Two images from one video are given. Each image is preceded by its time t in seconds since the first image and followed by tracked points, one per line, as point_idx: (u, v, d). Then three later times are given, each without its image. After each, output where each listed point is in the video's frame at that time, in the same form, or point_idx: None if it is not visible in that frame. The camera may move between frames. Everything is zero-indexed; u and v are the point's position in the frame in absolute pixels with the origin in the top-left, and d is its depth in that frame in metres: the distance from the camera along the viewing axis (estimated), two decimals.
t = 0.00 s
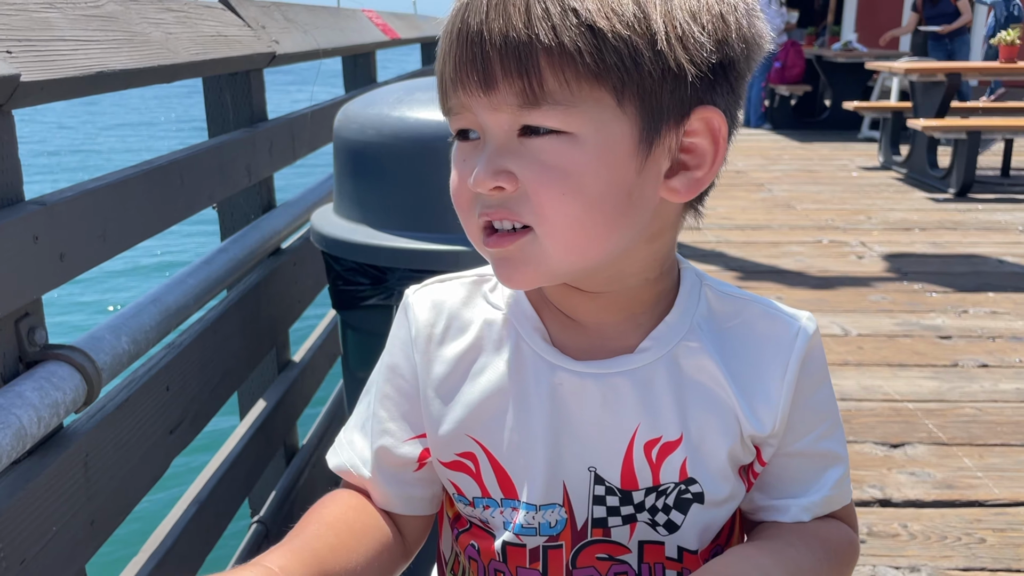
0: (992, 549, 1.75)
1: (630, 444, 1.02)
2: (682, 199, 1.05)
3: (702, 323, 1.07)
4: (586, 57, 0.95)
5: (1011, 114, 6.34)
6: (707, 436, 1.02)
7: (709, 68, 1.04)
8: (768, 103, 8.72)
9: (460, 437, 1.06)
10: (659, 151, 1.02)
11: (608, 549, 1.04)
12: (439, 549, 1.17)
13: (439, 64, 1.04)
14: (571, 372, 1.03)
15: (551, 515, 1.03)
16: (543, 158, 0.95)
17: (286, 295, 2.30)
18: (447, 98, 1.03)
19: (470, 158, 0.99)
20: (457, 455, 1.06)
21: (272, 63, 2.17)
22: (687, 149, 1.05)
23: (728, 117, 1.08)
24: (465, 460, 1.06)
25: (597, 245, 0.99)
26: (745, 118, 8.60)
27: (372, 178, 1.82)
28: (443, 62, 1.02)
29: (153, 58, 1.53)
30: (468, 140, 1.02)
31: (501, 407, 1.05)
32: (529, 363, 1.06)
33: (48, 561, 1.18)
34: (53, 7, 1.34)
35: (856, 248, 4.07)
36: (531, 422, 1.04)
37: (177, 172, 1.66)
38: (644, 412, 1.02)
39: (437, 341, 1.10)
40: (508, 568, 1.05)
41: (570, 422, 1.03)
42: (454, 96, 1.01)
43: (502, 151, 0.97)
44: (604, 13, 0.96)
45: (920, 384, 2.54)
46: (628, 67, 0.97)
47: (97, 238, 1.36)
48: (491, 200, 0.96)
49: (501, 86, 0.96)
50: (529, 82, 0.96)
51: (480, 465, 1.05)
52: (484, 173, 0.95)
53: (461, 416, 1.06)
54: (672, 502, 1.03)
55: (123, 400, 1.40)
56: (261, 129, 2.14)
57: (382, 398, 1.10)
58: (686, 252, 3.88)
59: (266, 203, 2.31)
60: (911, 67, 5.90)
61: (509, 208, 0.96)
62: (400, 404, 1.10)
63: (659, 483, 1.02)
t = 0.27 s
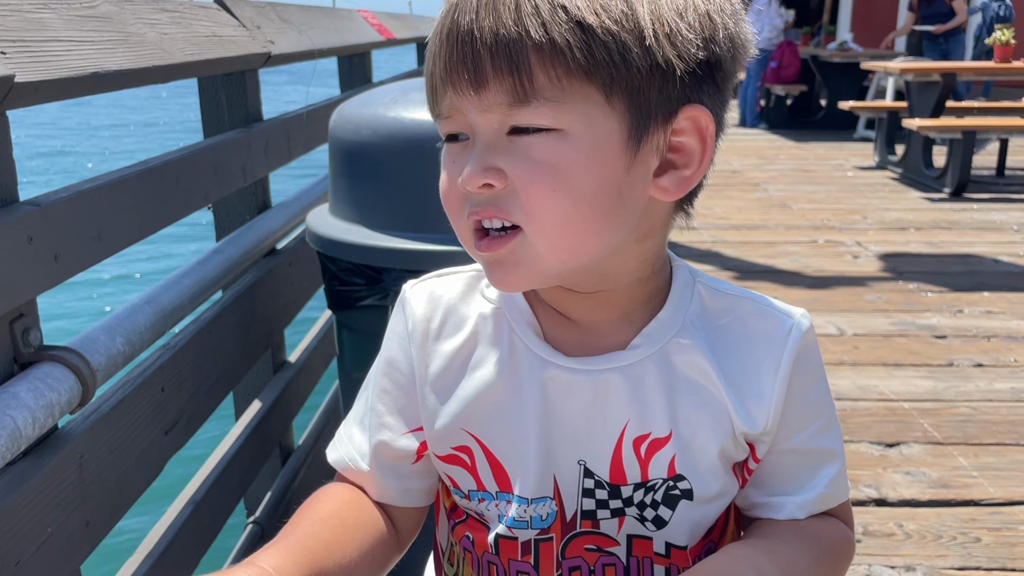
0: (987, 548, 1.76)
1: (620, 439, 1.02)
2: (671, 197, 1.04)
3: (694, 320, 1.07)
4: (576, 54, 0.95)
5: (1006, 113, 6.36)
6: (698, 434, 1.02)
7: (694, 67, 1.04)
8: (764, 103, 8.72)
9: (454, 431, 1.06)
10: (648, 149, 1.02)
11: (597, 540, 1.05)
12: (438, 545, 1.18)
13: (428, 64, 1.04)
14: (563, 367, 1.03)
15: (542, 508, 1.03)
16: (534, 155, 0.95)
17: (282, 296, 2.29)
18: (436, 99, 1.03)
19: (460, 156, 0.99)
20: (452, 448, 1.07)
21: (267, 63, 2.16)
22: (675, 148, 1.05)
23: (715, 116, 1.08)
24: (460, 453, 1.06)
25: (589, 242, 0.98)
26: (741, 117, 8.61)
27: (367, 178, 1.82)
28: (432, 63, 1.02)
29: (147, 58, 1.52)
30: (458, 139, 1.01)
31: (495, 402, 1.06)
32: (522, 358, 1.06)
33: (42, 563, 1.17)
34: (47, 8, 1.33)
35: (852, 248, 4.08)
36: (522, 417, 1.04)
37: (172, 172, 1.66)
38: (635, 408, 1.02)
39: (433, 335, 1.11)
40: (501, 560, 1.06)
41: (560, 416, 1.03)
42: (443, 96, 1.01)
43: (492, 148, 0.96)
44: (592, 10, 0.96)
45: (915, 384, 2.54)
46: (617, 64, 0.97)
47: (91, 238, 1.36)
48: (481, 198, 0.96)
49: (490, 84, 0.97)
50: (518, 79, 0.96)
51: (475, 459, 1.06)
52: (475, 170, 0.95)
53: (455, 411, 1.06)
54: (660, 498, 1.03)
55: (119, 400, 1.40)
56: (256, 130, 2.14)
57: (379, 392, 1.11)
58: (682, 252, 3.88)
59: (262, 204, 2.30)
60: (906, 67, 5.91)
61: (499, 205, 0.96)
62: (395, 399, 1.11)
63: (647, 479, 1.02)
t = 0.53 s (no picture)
0: (984, 548, 1.76)
1: (620, 439, 1.02)
2: (655, 217, 1.04)
3: (695, 320, 1.06)
4: (541, 91, 0.95)
5: (1002, 113, 6.37)
6: (698, 432, 1.02)
7: (672, 84, 1.01)
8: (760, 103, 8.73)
9: (456, 429, 1.06)
10: (626, 173, 1.01)
11: (598, 537, 1.05)
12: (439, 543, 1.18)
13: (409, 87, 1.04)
14: (562, 367, 1.03)
15: (543, 506, 1.04)
16: (508, 191, 0.96)
17: (277, 296, 2.29)
18: (415, 129, 1.04)
19: (440, 187, 1.00)
20: (452, 447, 1.07)
21: (262, 63, 2.16)
22: (658, 166, 1.04)
23: (700, 128, 1.06)
24: (460, 452, 1.07)
25: (568, 270, 0.99)
26: (737, 117, 8.61)
27: (363, 179, 1.82)
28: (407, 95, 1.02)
29: (141, 58, 1.52)
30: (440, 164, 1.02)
31: (497, 401, 1.06)
32: (522, 359, 1.06)
33: (37, 564, 1.17)
34: (41, 7, 1.33)
35: (848, 248, 4.08)
36: (523, 416, 1.04)
37: (167, 172, 1.66)
38: (635, 409, 1.02)
39: (436, 332, 1.11)
40: (501, 558, 1.06)
41: (559, 417, 1.03)
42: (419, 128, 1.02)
43: (469, 181, 0.97)
44: (554, 46, 0.94)
45: (912, 383, 2.55)
46: (584, 95, 0.96)
47: (86, 239, 1.35)
48: (460, 231, 0.98)
49: (460, 121, 0.97)
50: (486, 117, 0.96)
51: (475, 457, 1.06)
52: (453, 206, 0.96)
53: (456, 408, 1.06)
54: (660, 497, 1.03)
55: (114, 401, 1.40)
56: (252, 130, 2.14)
57: (382, 387, 1.11)
58: (679, 252, 3.88)
59: (257, 204, 2.30)
60: (902, 67, 5.92)
61: (478, 237, 0.97)
62: (398, 394, 1.10)
63: (647, 478, 1.02)
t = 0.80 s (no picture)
0: (980, 547, 1.76)
1: (625, 445, 1.03)
2: (656, 230, 1.05)
3: (696, 325, 1.08)
4: (540, 107, 0.96)
5: (999, 112, 6.38)
6: (700, 437, 1.03)
7: (673, 98, 1.01)
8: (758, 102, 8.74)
9: (459, 441, 1.07)
10: (626, 186, 1.02)
11: (599, 548, 1.06)
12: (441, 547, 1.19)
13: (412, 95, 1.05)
14: (563, 383, 1.04)
15: (545, 520, 1.05)
16: (505, 205, 0.97)
17: (274, 296, 2.29)
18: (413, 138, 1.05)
19: (438, 198, 1.02)
20: (457, 461, 1.07)
21: (259, 63, 2.16)
22: (660, 178, 1.04)
23: (702, 142, 1.07)
24: (465, 465, 1.07)
25: (565, 283, 1.01)
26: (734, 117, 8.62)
27: (359, 179, 1.82)
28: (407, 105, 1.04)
29: (137, 58, 1.52)
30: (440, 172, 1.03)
31: (502, 413, 1.06)
32: (524, 369, 1.07)
33: (33, 565, 1.17)
34: (37, 8, 1.33)
35: (845, 247, 4.09)
36: (526, 426, 1.05)
37: (163, 172, 1.66)
38: (637, 416, 1.04)
39: (437, 344, 1.11)
40: (502, 569, 1.07)
41: (562, 426, 1.04)
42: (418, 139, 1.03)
43: (466, 193, 0.98)
44: (556, 62, 0.95)
45: (908, 382, 2.55)
46: (583, 111, 0.97)
47: (82, 240, 1.35)
48: (457, 242, 0.99)
49: (457, 133, 0.98)
50: (483, 130, 0.97)
51: (480, 470, 1.07)
52: (450, 218, 0.98)
53: (461, 422, 1.07)
54: (662, 505, 1.04)
55: (110, 402, 1.40)
56: (248, 130, 2.14)
57: (386, 404, 1.10)
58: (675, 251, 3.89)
59: (254, 204, 2.30)
60: (899, 66, 5.93)
61: (475, 249, 0.99)
62: (401, 410, 1.10)
63: (650, 486, 1.04)
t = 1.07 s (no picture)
0: (978, 546, 1.76)
1: (611, 460, 1.07)
2: (632, 273, 1.06)
3: (678, 344, 1.09)
4: (521, 149, 0.98)
5: (997, 111, 6.38)
6: (682, 456, 1.06)
7: (655, 150, 1.03)
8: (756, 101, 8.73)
9: (449, 459, 1.11)
10: (603, 229, 1.04)
11: (584, 557, 1.11)
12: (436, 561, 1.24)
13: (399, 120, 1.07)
14: (551, 410, 1.06)
15: (535, 539, 1.09)
16: (481, 240, 0.99)
17: (272, 295, 2.29)
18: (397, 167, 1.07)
19: (419, 227, 1.04)
20: (447, 479, 1.11)
21: (256, 62, 2.16)
22: (639, 222, 1.06)
23: (682, 191, 1.08)
24: (455, 484, 1.11)
25: (539, 320, 1.02)
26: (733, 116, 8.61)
27: (357, 178, 1.81)
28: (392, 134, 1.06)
29: (135, 57, 1.52)
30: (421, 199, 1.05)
31: (492, 433, 1.10)
32: (512, 389, 1.10)
33: (30, 564, 1.17)
34: (34, 6, 1.32)
35: (843, 246, 4.09)
36: (514, 444, 1.08)
37: (160, 172, 1.65)
38: (621, 435, 1.06)
39: (428, 363, 1.13)
40: None
41: (547, 446, 1.07)
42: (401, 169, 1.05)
43: (443, 225, 1.00)
44: (539, 106, 0.97)
45: (907, 382, 2.55)
46: (564, 156, 0.99)
47: (79, 238, 1.35)
48: (433, 272, 1.01)
49: (438, 167, 1.00)
50: (464, 166, 0.99)
51: (469, 489, 1.11)
52: (427, 247, 0.99)
53: (458, 444, 1.11)
54: (645, 514, 1.08)
55: (107, 401, 1.39)
56: (246, 129, 2.13)
57: (378, 420, 1.14)
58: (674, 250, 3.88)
59: (252, 203, 2.30)
60: (897, 65, 5.93)
61: (450, 281, 1.00)
62: (393, 424, 1.14)
63: (634, 497, 1.07)
